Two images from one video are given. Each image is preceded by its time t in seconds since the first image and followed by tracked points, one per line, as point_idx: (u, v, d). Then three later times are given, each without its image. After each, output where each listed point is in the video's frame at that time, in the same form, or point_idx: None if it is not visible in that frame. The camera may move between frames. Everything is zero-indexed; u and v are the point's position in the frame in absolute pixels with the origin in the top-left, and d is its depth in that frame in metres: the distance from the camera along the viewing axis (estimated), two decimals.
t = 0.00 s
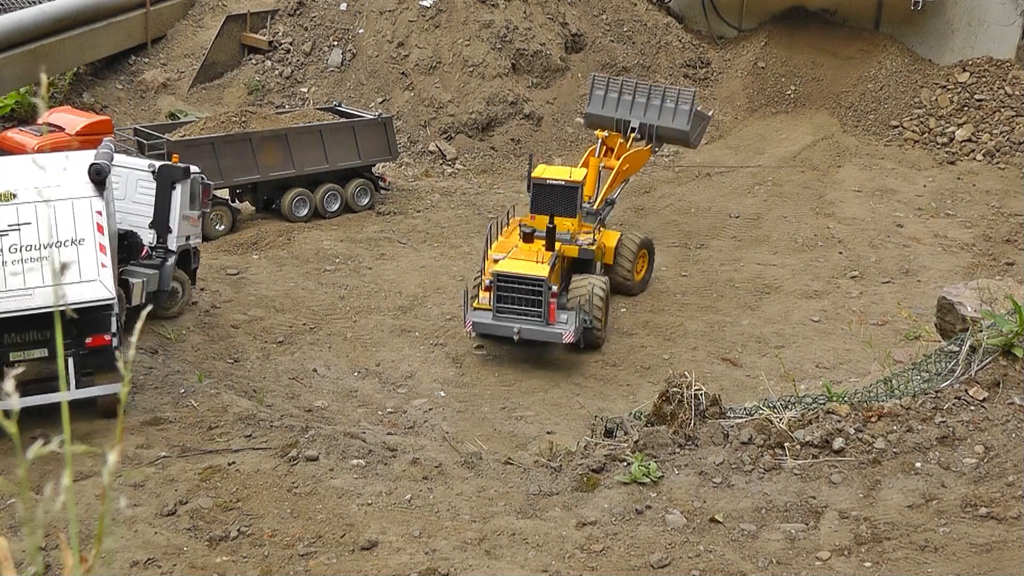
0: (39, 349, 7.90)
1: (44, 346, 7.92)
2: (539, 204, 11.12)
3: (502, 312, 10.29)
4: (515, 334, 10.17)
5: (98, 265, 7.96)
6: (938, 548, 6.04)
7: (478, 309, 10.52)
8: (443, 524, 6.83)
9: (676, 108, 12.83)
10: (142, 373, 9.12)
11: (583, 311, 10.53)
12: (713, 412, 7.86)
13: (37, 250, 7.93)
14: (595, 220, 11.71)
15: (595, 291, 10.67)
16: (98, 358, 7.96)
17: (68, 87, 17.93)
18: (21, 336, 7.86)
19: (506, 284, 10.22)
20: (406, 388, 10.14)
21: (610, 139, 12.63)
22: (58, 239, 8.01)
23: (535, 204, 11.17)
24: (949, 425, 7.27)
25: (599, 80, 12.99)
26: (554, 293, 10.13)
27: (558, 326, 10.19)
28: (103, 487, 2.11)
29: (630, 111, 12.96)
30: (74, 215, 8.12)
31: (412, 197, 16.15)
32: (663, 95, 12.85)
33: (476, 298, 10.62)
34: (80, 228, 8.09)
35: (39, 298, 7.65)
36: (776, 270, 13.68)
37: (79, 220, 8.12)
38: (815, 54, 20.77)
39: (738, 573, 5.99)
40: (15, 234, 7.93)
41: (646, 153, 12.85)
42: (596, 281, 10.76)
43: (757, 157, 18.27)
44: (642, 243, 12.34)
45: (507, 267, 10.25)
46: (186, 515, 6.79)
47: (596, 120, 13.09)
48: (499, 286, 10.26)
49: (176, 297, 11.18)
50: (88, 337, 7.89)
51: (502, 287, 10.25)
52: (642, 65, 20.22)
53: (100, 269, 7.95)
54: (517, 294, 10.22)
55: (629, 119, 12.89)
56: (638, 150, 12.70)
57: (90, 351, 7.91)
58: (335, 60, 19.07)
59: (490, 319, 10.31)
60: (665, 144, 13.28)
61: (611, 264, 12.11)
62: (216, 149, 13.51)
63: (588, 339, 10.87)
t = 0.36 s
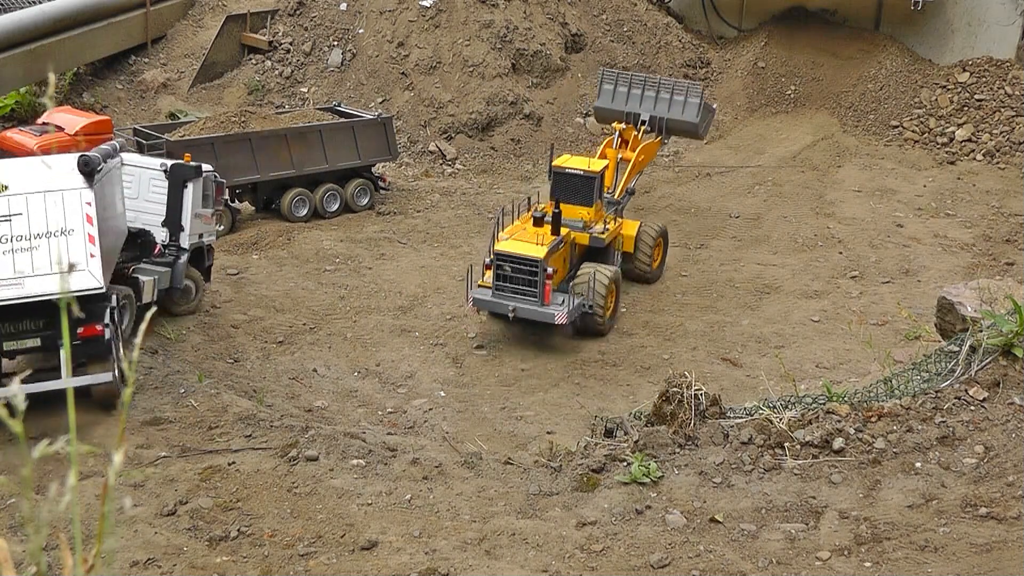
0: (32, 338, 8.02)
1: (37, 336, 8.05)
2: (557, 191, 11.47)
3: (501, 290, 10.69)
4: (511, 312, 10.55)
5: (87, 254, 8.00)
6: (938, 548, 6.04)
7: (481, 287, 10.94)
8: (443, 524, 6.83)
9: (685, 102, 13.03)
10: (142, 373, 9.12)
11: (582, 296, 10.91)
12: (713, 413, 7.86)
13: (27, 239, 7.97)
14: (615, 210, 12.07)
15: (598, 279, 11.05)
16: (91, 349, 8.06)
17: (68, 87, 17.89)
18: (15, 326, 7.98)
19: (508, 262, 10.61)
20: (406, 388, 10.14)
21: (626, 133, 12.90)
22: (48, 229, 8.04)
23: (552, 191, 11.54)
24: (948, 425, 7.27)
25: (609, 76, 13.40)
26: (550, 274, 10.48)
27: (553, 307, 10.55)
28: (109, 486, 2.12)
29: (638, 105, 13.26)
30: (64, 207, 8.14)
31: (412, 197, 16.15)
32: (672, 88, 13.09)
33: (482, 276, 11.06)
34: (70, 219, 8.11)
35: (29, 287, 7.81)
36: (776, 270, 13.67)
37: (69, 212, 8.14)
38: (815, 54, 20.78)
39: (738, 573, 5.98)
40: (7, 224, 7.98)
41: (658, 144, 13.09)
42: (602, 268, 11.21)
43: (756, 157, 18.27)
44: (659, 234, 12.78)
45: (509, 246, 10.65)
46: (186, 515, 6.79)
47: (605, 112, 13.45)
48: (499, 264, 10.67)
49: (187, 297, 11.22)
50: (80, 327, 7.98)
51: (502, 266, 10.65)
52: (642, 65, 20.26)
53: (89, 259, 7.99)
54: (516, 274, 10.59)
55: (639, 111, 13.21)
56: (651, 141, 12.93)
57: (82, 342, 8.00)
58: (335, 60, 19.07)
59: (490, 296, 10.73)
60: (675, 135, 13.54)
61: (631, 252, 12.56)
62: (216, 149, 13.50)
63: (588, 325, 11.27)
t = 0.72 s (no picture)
0: (30, 331, 8.07)
1: (36, 329, 8.08)
2: (572, 181, 11.80)
3: (513, 274, 11.13)
4: (523, 295, 10.99)
5: (85, 251, 8.01)
6: (938, 548, 6.04)
7: (496, 271, 11.39)
8: (443, 524, 6.83)
9: (694, 95, 13.29)
10: (142, 374, 9.11)
11: (592, 281, 11.31)
12: (713, 413, 7.86)
13: (29, 234, 8.02)
14: (628, 199, 12.40)
15: (608, 264, 11.44)
16: (87, 343, 8.11)
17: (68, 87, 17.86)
18: (16, 317, 8.06)
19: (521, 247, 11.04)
20: (406, 388, 10.15)
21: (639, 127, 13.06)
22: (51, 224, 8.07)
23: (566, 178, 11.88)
24: (948, 425, 7.27)
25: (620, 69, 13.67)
26: (559, 257, 10.86)
27: (563, 291, 10.94)
28: (104, 485, 2.18)
29: (650, 98, 13.53)
30: (68, 203, 8.14)
31: (412, 197, 16.15)
32: (682, 83, 13.37)
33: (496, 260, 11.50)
34: (72, 215, 8.11)
35: (26, 280, 7.84)
36: (776, 270, 13.67)
37: (72, 208, 8.13)
38: (815, 54, 20.79)
39: (738, 573, 5.98)
40: (11, 218, 8.04)
41: (667, 137, 13.34)
42: (613, 255, 11.58)
43: (756, 157, 18.27)
44: (671, 224, 13.14)
45: (521, 231, 11.05)
46: (186, 515, 6.79)
47: (617, 106, 13.73)
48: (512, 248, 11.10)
49: (206, 296, 11.52)
50: (78, 321, 8.06)
51: (514, 250, 11.07)
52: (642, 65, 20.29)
53: (88, 256, 8.00)
54: (528, 258, 11.00)
55: (650, 105, 13.48)
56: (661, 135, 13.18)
57: (79, 336, 8.07)
58: (335, 60, 19.07)
59: (503, 280, 11.17)
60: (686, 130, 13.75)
61: (644, 242, 12.97)
62: (213, 150, 13.48)
63: (600, 309, 11.70)
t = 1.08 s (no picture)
0: (23, 323, 8.12)
1: (30, 320, 8.14)
2: (590, 172, 12.20)
3: (537, 261, 11.53)
4: (546, 282, 11.37)
5: (74, 243, 8.12)
6: (938, 548, 6.04)
7: (519, 260, 11.78)
8: (443, 524, 6.83)
9: (705, 88, 13.47)
10: (142, 374, 9.11)
11: (613, 268, 11.73)
12: (713, 413, 7.85)
13: (18, 227, 8.09)
14: (643, 189, 12.77)
15: (628, 252, 11.85)
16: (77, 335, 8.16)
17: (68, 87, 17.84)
18: (8, 310, 8.12)
19: (544, 235, 11.41)
20: (406, 388, 10.15)
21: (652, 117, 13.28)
22: (40, 217, 8.14)
23: (584, 169, 12.28)
24: (948, 425, 7.27)
25: (699, 73, 15.88)
26: (582, 245, 11.27)
27: (586, 276, 11.33)
28: (103, 488, 2.20)
29: (661, 92, 13.68)
30: (56, 195, 8.20)
31: (412, 197, 16.15)
32: (692, 76, 13.54)
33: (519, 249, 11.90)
34: (60, 207, 8.17)
35: (18, 272, 7.94)
36: (776, 270, 13.67)
37: (60, 200, 8.19)
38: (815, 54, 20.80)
39: (738, 573, 5.98)
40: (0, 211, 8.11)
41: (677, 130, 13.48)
42: (632, 244, 12.01)
43: (756, 157, 18.26)
44: (683, 214, 13.63)
45: (545, 220, 11.45)
46: (186, 515, 6.79)
47: (628, 100, 13.88)
48: (535, 237, 11.50)
49: (221, 290, 11.63)
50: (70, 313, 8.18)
51: (538, 238, 11.47)
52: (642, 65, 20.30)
53: (76, 247, 8.12)
54: (551, 246, 11.41)
55: (661, 99, 13.64)
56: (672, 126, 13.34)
57: (72, 327, 8.13)
58: (335, 60, 19.07)
59: (527, 268, 11.56)
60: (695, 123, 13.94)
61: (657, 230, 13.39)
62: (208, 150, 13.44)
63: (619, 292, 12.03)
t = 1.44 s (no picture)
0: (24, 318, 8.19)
1: (30, 316, 8.20)
2: (603, 163, 12.65)
3: (554, 248, 11.98)
4: (563, 268, 11.84)
5: (72, 239, 8.14)
6: (938, 548, 6.04)
7: (535, 246, 12.23)
8: (443, 524, 6.83)
9: (720, 90, 13.76)
10: (142, 374, 9.11)
11: (627, 254, 12.20)
12: (713, 413, 7.84)
13: (19, 223, 8.14)
14: (655, 180, 13.03)
15: (640, 239, 12.35)
16: (75, 330, 8.26)
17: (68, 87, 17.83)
18: (10, 305, 8.21)
19: (560, 222, 11.88)
20: (406, 388, 10.14)
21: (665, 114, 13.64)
22: (39, 213, 8.16)
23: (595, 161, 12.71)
24: (948, 425, 7.27)
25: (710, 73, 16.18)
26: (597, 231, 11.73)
27: (601, 262, 11.81)
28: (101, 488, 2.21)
29: (678, 93, 13.93)
30: (55, 192, 8.20)
31: (412, 197, 16.15)
32: (709, 77, 13.81)
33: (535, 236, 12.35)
34: (59, 203, 8.19)
35: (16, 267, 8.02)
36: (776, 270, 13.67)
37: (59, 196, 8.20)
38: (815, 54, 20.81)
39: (738, 573, 5.98)
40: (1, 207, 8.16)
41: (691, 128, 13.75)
42: (644, 231, 12.46)
43: (756, 157, 18.26)
44: (693, 204, 14.02)
45: (561, 208, 11.90)
46: (186, 515, 6.79)
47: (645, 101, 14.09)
48: (552, 225, 11.94)
49: (234, 287, 11.73)
50: (73, 307, 8.37)
51: (554, 226, 11.92)
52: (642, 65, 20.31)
53: (74, 243, 8.14)
54: (567, 233, 11.86)
55: (678, 100, 13.89)
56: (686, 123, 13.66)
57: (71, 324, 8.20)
58: (335, 60, 19.06)
59: (544, 254, 12.01)
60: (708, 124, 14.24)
61: (666, 220, 13.83)
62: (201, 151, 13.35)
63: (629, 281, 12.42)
